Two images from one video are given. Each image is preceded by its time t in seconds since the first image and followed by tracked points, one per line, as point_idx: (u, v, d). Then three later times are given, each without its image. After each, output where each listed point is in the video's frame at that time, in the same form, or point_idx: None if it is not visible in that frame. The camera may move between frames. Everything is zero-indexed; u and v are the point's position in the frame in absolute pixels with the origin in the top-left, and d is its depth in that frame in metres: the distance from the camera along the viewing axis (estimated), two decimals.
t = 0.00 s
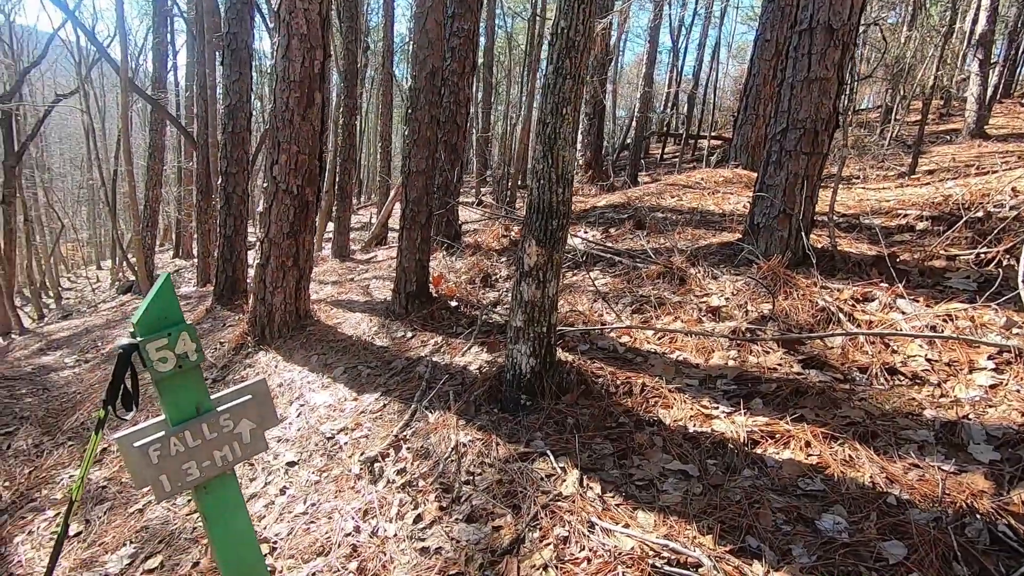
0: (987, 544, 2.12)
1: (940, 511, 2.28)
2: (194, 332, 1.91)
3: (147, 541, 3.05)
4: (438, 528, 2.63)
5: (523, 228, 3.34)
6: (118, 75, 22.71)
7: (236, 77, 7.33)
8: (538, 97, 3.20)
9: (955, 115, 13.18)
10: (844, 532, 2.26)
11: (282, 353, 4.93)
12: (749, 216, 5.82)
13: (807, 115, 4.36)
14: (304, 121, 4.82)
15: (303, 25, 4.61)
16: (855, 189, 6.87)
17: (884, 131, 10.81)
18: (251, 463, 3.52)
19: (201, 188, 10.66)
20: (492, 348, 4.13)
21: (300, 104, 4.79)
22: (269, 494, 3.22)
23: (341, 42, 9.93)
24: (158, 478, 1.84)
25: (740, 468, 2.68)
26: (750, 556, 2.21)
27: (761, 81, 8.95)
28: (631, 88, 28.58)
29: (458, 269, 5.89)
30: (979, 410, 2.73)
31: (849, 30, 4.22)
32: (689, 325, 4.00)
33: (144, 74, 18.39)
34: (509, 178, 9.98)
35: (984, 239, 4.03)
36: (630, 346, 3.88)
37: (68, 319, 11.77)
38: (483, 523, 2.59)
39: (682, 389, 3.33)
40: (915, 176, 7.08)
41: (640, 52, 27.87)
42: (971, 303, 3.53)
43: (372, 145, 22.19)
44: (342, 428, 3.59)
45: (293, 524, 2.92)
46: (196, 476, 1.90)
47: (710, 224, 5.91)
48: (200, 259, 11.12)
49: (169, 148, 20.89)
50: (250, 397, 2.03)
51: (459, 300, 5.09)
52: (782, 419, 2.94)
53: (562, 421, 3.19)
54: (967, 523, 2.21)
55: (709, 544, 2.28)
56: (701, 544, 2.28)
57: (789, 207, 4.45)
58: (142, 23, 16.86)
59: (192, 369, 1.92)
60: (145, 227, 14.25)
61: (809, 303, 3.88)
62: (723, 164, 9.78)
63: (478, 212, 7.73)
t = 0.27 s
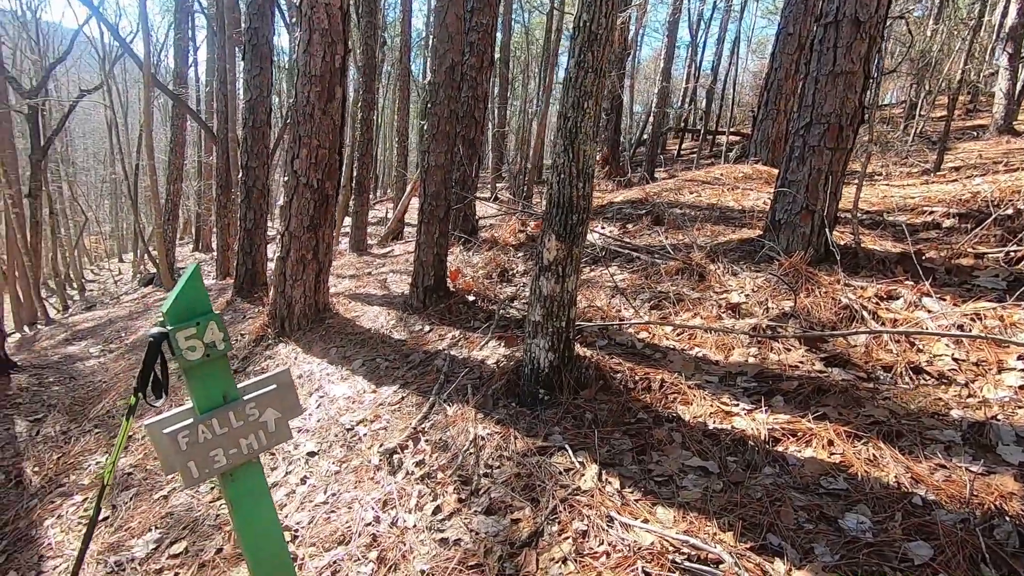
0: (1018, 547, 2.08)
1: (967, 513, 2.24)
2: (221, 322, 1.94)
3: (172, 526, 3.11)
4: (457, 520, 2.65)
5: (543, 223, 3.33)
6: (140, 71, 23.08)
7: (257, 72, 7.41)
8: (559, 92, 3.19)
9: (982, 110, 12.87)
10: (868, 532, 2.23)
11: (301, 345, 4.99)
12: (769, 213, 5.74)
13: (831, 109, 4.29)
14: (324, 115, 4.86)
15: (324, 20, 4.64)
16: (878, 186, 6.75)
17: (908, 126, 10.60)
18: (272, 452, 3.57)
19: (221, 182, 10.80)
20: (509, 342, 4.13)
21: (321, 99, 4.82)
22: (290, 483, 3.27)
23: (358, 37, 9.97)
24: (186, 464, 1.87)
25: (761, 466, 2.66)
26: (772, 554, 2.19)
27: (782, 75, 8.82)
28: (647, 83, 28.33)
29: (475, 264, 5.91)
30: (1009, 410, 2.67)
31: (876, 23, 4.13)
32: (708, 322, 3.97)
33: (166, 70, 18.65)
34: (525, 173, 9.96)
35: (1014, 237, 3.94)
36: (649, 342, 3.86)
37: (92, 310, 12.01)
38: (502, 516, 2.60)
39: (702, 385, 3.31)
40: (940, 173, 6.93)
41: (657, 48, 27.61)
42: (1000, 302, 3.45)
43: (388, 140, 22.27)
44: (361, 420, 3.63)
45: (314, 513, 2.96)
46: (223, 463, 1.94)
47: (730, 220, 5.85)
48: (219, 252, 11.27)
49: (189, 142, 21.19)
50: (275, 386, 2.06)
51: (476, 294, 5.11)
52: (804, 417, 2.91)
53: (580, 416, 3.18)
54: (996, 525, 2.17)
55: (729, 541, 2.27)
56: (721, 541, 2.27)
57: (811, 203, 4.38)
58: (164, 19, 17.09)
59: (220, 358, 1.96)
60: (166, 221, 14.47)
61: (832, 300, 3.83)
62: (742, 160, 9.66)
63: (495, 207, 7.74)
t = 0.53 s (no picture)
0: None
1: (999, 514, 2.19)
2: (251, 307, 1.97)
3: (197, 509, 3.17)
4: (478, 508, 2.66)
5: (565, 215, 3.32)
6: (163, 64, 23.43)
7: (279, 65, 7.48)
8: (583, 83, 3.17)
9: (1013, 107, 12.54)
10: (895, 530, 2.20)
11: (321, 335, 5.04)
12: (793, 208, 5.66)
13: (859, 103, 4.21)
14: (346, 106, 4.88)
15: (348, 11, 4.66)
16: (905, 183, 6.62)
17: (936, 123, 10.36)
18: (294, 439, 3.61)
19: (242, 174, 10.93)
20: (529, 335, 4.14)
21: (344, 91, 4.86)
22: (311, 469, 3.30)
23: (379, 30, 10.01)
24: (216, 446, 1.91)
25: (784, 462, 2.63)
26: (796, 550, 2.17)
27: (807, 70, 8.67)
28: (666, 78, 28.04)
29: (494, 257, 5.92)
30: None
31: (908, 13, 4.04)
32: (730, 317, 3.93)
33: (188, 64, 18.91)
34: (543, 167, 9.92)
35: None
36: (669, 337, 3.84)
37: (116, 299, 12.26)
38: (522, 506, 2.61)
39: (723, 380, 3.28)
40: (970, 170, 6.77)
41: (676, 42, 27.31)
42: None
43: (406, 134, 22.35)
44: (381, 409, 3.66)
45: (335, 499, 2.99)
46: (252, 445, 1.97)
47: (752, 216, 5.78)
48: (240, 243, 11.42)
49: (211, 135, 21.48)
50: (302, 371, 2.10)
51: (495, 287, 5.12)
52: (829, 414, 2.87)
53: (600, 409, 3.18)
54: None
55: (752, 536, 2.25)
56: (744, 536, 2.25)
57: (837, 198, 4.31)
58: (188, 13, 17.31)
59: (249, 343, 1.99)
60: (188, 212, 14.70)
61: (858, 297, 3.76)
62: (763, 156, 9.53)
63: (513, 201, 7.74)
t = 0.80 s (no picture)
0: None
1: None
2: (284, 293, 2.02)
3: (224, 490, 3.25)
4: (498, 498, 2.69)
5: (591, 210, 3.32)
6: (192, 56, 23.86)
7: (307, 57, 7.57)
8: (612, 78, 3.16)
9: None
10: (922, 535, 2.17)
11: (345, 324, 5.11)
12: (821, 208, 5.57)
13: (894, 101, 4.12)
14: (373, 99, 4.93)
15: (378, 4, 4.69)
16: (938, 184, 6.46)
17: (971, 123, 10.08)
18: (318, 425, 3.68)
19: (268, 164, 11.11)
20: (550, 329, 4.15)
21: (372, 83, 4.90)
22: (335, 455, 3.36)
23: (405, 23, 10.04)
24: (248, 427, 1.96)
25: (808, 462, 2.61)
26: (819, 551, 2.15)
27: (838, 67, 8.50)
28: (691, 74, 27.68)
29: (516, 251, 5.94)
30: None
31: (948, 9, 3.94)
32: (754, 316, 3.89)
33: (217, 55, 19.22)
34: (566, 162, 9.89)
35: None
36: (692, 335, 3.81)
37: (145, 285, 12.57)
38: (542, 497, 2.63)
39: (747, 379, 3.26)
40: (1006, 172, 6.59)
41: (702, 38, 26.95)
42: None
43: (428, 127, 22.44)
44: (403, 398, 3.71)
45: (358, 484, 3.03)
46: (283, 428, 2.02)
47: (778, 215, 5.70)
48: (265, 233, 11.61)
49: (238, 126, 21.83)
50: (332, 357, 2.14)
51: (517, 281, 5.14)
52: (855, 416, 2.84)
53: (621, 404, 3.18)
54: None
55: (775, 535, 2.23)
56: (766, 535, 2.24)
57: (868, 198, 4.23)
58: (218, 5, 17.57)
59: (281, 328, 2.04)
60: (214, 201, 14.98)
61: (887, 298, 3.70)
62: (790, 154, 9.38)
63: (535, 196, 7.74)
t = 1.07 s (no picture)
0: None
1: None
2: (322, 286, 2.07)
3: (255, 476, 3.33)
4: (524, 494, 2.70)
5: (621, 209, 3.31)
6: (225, 51, 24.37)
7: (339, 53, 7.67)
8: (646, 78, 3.14)
9: None
10: (958, 547, 2.12)
11: (371, 318, 5.18)
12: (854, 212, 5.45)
13: (936, 103, 4.01)
14: (405, 96, 4.98)
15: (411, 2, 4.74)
16: (980, 189, 6.26)
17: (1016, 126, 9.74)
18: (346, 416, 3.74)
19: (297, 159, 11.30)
20: (576, 328, 4.15)
21: (404, 80, 4.95)
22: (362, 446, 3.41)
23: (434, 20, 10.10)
24: (285, 415, 2.01)
25: (839, 470, 2.57)
26: (851, 559, 2.13)
27: (875, 68, 8.29)
28: (720, 73, 27.27)
29: (541, 250, 5.96)
30: None
31: (995, 9, 3.83)
32: (784, 320, 3.84)
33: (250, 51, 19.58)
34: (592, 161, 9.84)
35: None
36: (720, 337, 3.77)
37: (176, 275, 12.90)
38: (568, 495, 2.64)
39: (777, 383, 3.22)
40: None
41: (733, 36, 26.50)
42: None
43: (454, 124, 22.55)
44: (429, 392, 3.75)
45: (385, 475, 3.06)
46: (318, 416, 2.07)
47: (810, 218, 5.60)
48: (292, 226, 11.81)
49: (268, 120, 22.22)
50: (366, 349, 2.19)
51: (542, 279, 5.15)
52: (889, 424, 2.78)
53: (648, 405, 3.17)
54: None
55: (805, 542, 2.21)
56: (796, 541, 2.22)
57: (906, 202, 4.12)
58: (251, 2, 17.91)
59: (319, 319, 2.09)
60: (244, 194, 15.29)
61: (923, 306, 3.61)
62: (823, 156, 9.18)
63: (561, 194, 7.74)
